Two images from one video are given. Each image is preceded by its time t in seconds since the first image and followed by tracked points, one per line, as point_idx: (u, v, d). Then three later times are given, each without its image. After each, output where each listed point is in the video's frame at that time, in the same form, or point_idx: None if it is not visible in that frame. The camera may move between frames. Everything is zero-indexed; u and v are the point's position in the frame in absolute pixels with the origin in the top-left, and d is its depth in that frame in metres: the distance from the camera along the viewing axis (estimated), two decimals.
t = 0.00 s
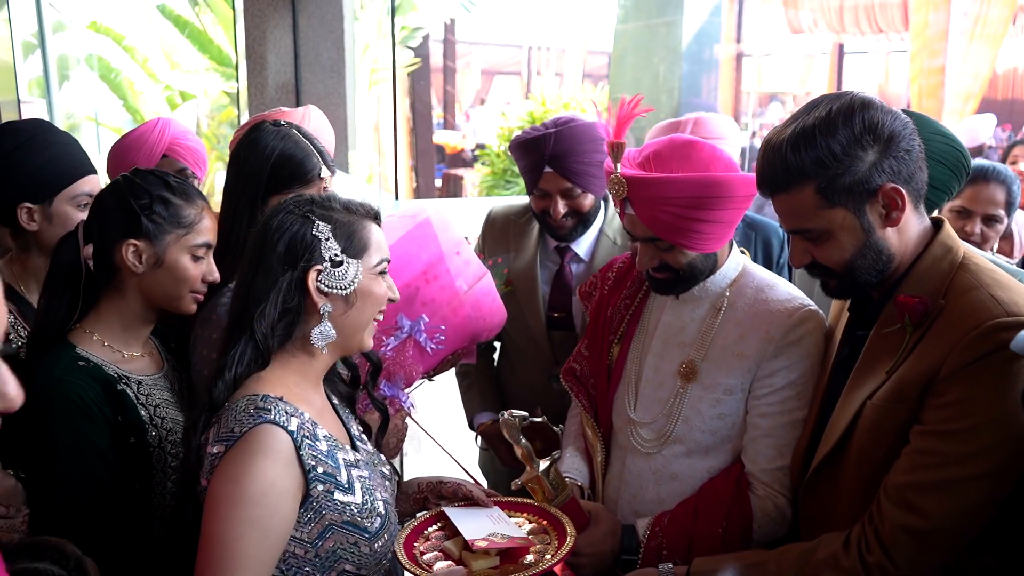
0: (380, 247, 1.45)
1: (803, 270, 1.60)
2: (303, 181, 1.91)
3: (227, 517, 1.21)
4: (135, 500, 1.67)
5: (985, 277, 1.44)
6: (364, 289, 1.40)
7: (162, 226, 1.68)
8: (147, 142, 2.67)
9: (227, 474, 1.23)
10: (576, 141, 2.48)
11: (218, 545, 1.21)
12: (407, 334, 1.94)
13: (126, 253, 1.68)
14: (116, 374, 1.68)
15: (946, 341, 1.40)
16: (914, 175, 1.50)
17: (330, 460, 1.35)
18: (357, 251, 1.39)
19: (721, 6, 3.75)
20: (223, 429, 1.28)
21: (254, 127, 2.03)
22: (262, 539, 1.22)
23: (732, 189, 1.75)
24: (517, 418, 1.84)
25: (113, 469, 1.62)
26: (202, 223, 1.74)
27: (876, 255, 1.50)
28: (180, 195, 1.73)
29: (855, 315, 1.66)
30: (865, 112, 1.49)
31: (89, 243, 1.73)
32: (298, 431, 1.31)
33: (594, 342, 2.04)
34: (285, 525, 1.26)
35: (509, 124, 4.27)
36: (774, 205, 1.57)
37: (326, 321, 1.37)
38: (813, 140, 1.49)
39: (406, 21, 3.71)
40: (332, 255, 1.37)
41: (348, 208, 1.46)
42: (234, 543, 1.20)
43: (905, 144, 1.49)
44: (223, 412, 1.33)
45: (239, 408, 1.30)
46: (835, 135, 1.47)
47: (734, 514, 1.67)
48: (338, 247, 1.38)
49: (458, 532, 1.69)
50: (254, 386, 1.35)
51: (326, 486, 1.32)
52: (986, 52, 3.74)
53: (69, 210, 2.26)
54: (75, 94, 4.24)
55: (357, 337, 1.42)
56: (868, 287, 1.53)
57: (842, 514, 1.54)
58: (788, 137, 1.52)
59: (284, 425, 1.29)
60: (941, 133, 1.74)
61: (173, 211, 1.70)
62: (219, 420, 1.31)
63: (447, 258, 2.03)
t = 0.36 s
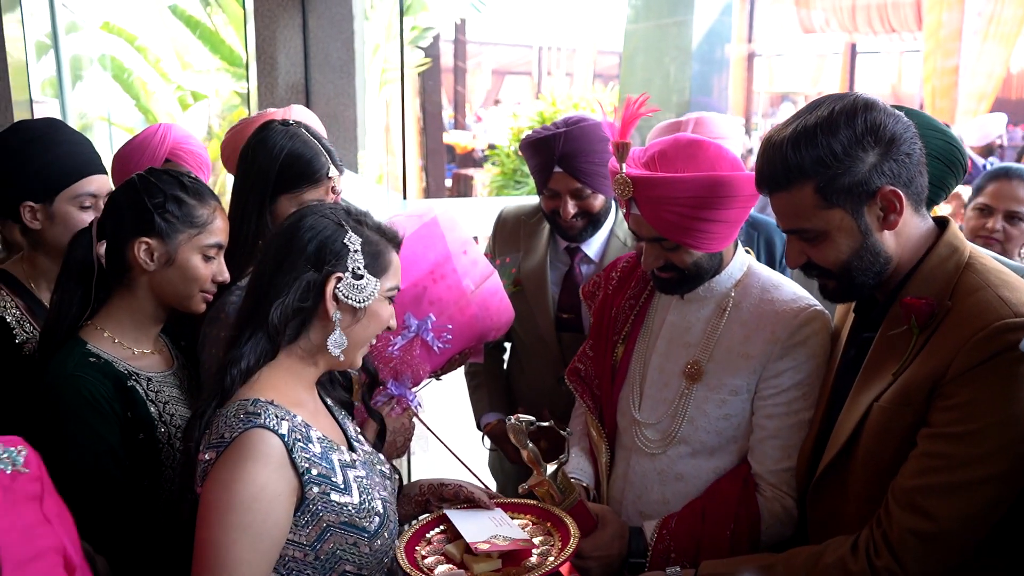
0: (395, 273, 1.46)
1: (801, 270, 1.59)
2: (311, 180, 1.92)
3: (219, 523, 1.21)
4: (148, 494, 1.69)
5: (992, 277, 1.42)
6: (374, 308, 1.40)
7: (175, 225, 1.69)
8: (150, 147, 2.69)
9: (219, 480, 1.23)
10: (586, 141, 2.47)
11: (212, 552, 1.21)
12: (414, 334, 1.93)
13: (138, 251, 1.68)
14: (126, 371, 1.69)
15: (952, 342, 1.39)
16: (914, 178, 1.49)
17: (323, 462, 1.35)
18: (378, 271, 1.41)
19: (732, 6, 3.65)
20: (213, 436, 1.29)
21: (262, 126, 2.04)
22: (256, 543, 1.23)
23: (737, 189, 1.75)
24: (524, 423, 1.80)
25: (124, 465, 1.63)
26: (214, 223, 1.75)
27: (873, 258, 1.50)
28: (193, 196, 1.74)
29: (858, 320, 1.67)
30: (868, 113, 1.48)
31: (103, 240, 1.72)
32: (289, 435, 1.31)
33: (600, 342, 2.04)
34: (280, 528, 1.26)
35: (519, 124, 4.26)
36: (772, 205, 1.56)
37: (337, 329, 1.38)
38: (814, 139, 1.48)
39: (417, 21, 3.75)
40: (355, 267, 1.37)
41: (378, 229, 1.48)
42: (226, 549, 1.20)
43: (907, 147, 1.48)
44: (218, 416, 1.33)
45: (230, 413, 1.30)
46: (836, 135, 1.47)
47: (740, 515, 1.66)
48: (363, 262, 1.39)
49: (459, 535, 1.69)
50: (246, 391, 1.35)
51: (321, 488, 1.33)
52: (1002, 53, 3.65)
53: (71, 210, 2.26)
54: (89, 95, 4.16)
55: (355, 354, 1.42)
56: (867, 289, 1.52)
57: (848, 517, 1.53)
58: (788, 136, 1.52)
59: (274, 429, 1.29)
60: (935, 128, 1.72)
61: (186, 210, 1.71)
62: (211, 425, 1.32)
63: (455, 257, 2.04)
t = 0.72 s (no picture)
0: (369, 258, 1.43)
1: (805, 275, 1.58)
2: (316, 178, 1.93)
3: (213, 523, 1.22)
4: (160, 488, 1.68)
5: (999, 277, 1.42)
6: (338, 298, 1.39)
7: (182, 224, 1.70)
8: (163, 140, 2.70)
9: (212, 481, 1.24)
10: (596, 137, 2.45)
11: (208, 552, 1.21)
12: (421, 332, 1.93)
13: (144, 249, 1.69)
14: (132, 369, 1.70)
15: (963, 343, 1.38)
16: (919, 179, 1.48)
17: (319, 459, 1.35)
18: (335, 260, 1.39)
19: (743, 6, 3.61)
20: (207, 437, 1.30)
21: (268, 125, 2.05)
22: (253, 543, 1.23)
23: (744, 186, 1.74)
24: (531, 423, 1.81)
25: (128, 461, 1.64)
26: (220, 222, 1.75)
27: (879, 260, 1.49)
28: (200, 195, 1.74)
29: (865, 321, 1.64)
30: (869, 115, 1.47)
31: (110, 237, 1.76)
32: (283, 434, 1.31)
33: (606, 341, 2.03)
34: (277, 527, 1.26)
35: (528, 124, 4.17)
36: (776, 207, 1.56)
37: (297, 328, 1.38)
38: (816, 143, 1.47)
39: (427, 21, 3.72)
40: (305, 260, 1.38)
41: (338, 215, 1.46)
42: (223, 550, 1.21)
43: (910, 149, 1.47)
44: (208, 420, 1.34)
45: (224, 414, 1.32)
46: (837, 139, 1.46)
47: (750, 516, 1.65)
48: (314, 254, 1.39)
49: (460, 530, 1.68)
50: (242, 391, 1.37)
51: (318, 486, 1.33)
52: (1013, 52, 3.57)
53: (45, 211, 2.19)
54: (101, 95, 4.09)
55: (335, 345, 1.40)
56: (875, 291, 1.50)
57: (856, 519, 1.52)
58: (790, 140, 1.51)
59: (268, 429, 1.30)
60: (939, 129, 1.70)
61: (193, 209, 1.72)
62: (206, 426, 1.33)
63: (461, 256, 2.04)
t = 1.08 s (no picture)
0: (377, 259, 1.45)
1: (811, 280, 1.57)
2: (320, 176, 1.93)
3: (213, 522, 1.23)
4: (166, 487, 1.69)
5: (1008, 276, 1.41)
6: (353, 297, 1.40)
7: (185, 222, 1.70)
8: (176, 129, 2.71)
9: (213, 479, 1.25)
10: (607, 135, 2.45)
11: (208, 550, 1.22)
12: (426, 331, 1.94)
13: (147, 248, 1.70)
14: (137, 367, 1.71)
15: (968, 343, 1.37)
16: (920, 180, 1.47)
17: (318, 460, 1.35)
18: (351, 260, 1.40)
19: (752, 5, 3.62)
20: (208, 436, 1.30)
21: (272, 124, 2.05)
22: (251, 541, 1.24)
23: (749, 185, 1.74)
24: (540, 422, 1.78)
25: (133, 460, 1.65)
26: (224, 221, 1.77)
27: (885, 263, 1.48)
28: (204, 194, 1.75)
29: (868, 322, 1.63)
30: (868, 118, 1.46)
31: (114, 235, 1.76)
32: (284, 433, 1.31)
33: (611, 341, 2.03)
34: (274, 526, 1.27)
35: (537, 123, 4.02)
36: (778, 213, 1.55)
37: (311, 326, 1.39)
38: (816, 149, 1.46)
39: (437, 20, 3.86)
40: (323, 259, 1.38)
41: (350, 214, 1.47)
42: (222, 549, 1.22)
43: (909, 150, 1.46)
44: (210, 417, 1.34)
45: (224, 412, 1.32)
46: (838, 143, 1.45)
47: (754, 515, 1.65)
48: (331, 253, 1.39)
49: (458, 535, 1.68)
50: (241, 390, 1.37)
51: (317, 485, 1.33)
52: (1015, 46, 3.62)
53: (35, 212, 2.19)
54: (111, 94, 4.16)
55: (342, 346, 1.42)
56: (881, 294, 1.50)
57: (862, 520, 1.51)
58: (789, 146, 1.50)
59: (269, 428, 1.30)
60: (938, 131, 1.68)
61: (197, 208, 1.72)
62: (206, 425, 1.33)
63: (467, 255, 2.03)
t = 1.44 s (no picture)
0: (403, 278, 1.48)
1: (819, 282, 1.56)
2: (321, 176, 1.94)
3: (219, 508, 1.23)
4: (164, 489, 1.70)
5: (1014, 276, 1.41)
6: (378, 310, 1.42)
7: (186, 222, 1.71)
8: (205, 125, 2.73)
9: (220, 466, 1.25)
10: (614, 141, 2.45)
11: (211, 537, 1.23)
12: (430, 331, 1.95)
13: (149, 248, 1.71)
14: (141, 367, 1.72)
15: (977, 344, 1.37)
16: (928, 179, 1.48)
17: (322, 453, 1.36)
18: (385, 274, 1.43)
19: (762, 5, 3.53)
20: (215, 423, 1.31)
21: (275, 124, 2.05)
22: (254, 531, 1.24)
23: (755, 186, 1.74)
24: (571, 428, 1.79)
25: (136, 460, 1.66)
26: (226, 221, 1.77)
27: (896, 263, 1.47)
28: (206, 193, 1.76)
29: (872, 320, 1.61)
30: (876, 119, 1.46)
31: (117, 235, 1.76)
32: (290, 423, 1.32)
33: (612, 342, 2.02)
34: (279, 516, 1.27)
35: (545, 124, 4.28)
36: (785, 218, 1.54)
37: (338, 328, 1.39)
38: (826, 150, 1.45)
39: (445, 20, 3.79)
40: (362, 267, 1.40)
41: (391, 233, 1.50)
42: (226, 536, 1.22)
43: (917, 149, 1.46)
44: (218, 405, 1.35)
45: (232, 400, 1.32)
46: (848, 144, 1.44)
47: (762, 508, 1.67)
48: (370, 263, 1.41)
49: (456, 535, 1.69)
50: (249, 382, 1.37)
51: (319, 478, 1.34)
52: None
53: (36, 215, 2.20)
54: (121, 95, 4.15)
55: (357, 352, 1.44)
56: (891, 295, 1.49)
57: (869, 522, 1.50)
58: (798, 147, 1.49)
59: (276, 417, 1.30)
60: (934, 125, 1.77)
61: (198, 207, 1.73)
62: (214, 413, 1.34)
63: (472, 255, 2.04)
